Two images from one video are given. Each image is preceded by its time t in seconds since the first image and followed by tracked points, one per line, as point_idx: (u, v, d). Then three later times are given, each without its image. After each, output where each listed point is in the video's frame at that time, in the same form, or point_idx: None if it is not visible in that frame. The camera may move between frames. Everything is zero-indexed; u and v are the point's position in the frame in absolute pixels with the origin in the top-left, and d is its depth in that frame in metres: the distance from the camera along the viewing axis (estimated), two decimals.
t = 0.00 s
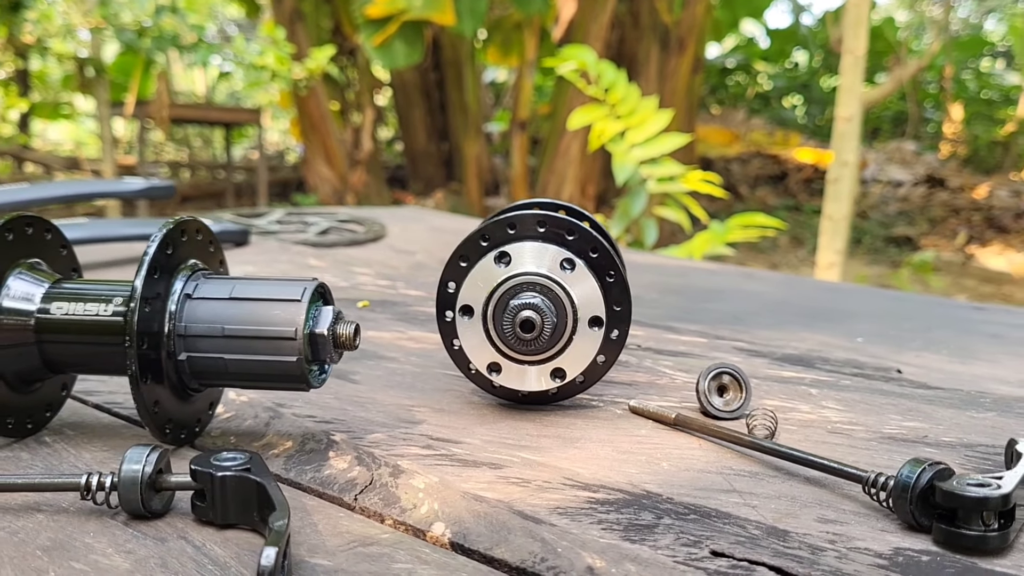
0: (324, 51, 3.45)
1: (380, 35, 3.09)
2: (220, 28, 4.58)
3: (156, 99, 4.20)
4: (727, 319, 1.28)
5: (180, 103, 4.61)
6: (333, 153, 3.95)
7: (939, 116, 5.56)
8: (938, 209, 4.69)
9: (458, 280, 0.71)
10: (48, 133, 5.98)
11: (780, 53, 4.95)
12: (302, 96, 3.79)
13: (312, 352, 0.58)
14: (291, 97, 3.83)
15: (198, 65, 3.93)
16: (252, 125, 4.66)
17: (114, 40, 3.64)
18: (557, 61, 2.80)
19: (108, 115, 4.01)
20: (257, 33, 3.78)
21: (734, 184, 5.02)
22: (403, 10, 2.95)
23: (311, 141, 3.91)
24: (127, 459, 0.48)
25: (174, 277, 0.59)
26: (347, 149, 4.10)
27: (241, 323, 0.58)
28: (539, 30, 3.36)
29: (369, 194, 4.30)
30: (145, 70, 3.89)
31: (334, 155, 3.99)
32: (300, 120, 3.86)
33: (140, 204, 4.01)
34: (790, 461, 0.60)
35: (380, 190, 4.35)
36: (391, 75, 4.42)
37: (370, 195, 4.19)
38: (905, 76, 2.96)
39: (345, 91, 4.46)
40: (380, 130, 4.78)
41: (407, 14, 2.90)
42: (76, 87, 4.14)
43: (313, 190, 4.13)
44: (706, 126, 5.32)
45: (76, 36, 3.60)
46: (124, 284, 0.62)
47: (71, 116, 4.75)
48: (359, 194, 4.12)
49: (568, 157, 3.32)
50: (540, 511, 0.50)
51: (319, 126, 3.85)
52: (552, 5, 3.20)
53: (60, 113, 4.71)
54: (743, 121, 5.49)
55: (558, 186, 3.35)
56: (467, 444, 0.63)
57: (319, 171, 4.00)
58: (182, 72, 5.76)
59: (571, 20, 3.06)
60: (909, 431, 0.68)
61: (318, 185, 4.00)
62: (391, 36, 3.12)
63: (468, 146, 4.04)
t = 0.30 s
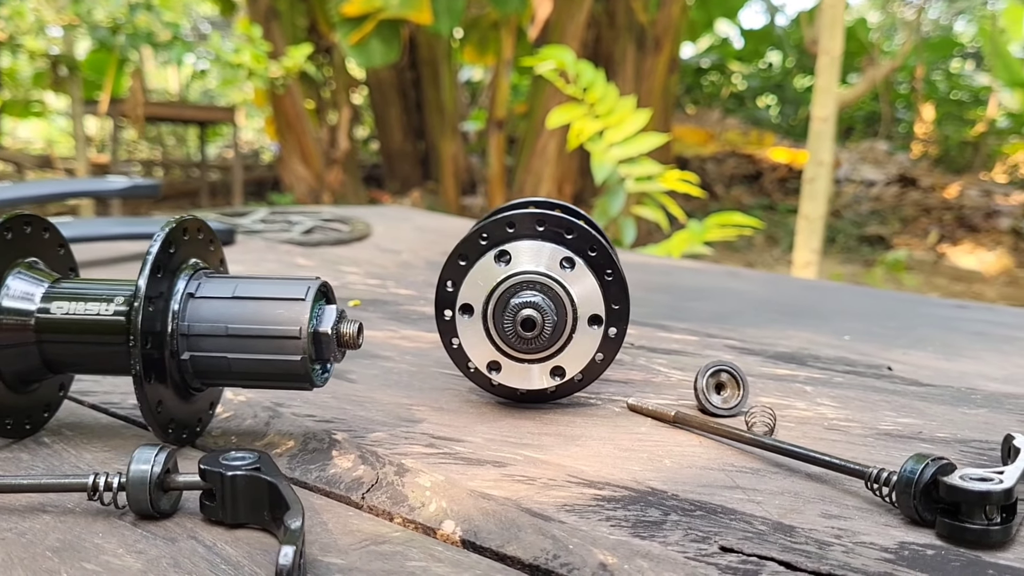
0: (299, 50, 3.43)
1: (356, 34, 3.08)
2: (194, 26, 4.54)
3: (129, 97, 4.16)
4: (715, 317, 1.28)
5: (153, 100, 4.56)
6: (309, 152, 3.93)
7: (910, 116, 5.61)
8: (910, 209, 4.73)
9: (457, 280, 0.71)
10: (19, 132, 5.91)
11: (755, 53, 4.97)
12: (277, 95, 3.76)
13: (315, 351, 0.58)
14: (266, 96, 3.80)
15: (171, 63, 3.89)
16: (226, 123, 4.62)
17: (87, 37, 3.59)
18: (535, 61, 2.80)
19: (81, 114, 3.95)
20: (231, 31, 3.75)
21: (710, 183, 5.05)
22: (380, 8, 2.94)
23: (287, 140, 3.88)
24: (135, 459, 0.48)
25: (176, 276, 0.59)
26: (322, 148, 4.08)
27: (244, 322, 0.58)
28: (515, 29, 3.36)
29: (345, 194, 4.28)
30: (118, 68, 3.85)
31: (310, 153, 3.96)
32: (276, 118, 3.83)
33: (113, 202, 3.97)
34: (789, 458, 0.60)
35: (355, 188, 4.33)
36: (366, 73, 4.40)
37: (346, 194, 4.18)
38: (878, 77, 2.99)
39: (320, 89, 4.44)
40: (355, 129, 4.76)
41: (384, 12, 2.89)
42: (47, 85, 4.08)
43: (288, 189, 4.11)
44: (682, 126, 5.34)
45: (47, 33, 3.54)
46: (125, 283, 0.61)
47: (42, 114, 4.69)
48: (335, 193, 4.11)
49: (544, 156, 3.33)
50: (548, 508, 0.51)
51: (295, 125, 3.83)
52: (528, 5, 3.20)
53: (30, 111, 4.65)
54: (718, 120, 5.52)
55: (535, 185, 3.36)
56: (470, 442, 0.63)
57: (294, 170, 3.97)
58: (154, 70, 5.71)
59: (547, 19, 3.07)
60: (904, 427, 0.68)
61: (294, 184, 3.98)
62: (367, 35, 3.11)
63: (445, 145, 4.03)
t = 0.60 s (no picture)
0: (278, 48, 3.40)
1: (333, 32, 3.06)
2: (168, 24, 4.49)
3: (103, 95, 4.11)
4: (703, 316, 1.29)
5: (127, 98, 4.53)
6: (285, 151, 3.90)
7: (883, 116, 5.65)
8: (883, 208, 4.77)
9: (455, 281, 0.71)
10: None
11: (730, 54, 5.00)
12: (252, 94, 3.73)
13: (318, 353, 0.58)
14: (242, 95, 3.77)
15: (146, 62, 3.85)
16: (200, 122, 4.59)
17: (59, 34, 3.54)
18: (512, 61, 2.80)
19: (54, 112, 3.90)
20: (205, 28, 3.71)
21: (686, 182, 5.07)
22: (357, 6, 2.93)
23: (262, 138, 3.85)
24: (143, 462, 0.47)
25: (178, 278, 0.58)
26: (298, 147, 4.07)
27: (246, 323, 0.57)
28: (491, 29, 3.36)
29: (322, 192, 4.30)
30: (91, 66, 3.80)
31: (285, 151, 3.93)
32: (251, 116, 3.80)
33: (87, 202, 3.93)
34: (789, 456, 0.61)
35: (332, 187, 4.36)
36: (343, 72, 4.37)
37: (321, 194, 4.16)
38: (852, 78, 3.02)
39: (296, 87, 4.42)
40: (330, 128, 4.74)
41: (361, 11, 2.88)
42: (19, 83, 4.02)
43: (263, 188, 4.09)
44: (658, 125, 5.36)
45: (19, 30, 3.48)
46: (124, 285, 0.61)
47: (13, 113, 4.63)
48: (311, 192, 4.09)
49: (522, 156, 3.33)
50: (555, 509, 0.51)
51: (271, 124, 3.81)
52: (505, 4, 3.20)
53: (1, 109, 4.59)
54: (694, 120, 5.55)
55: (513, 184, 3.37)
56: (471, 443, 0.63)
57: (270, 169, 3.93)
58: (127, 68, 5.66)
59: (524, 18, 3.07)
60: (900, 425, 0.69)
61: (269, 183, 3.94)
62: (344, 33, 3.09)
63: (422, 144, 4.02)
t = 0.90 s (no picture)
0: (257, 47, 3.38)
1: (309, 31, 3.04)
2: (141, 22, 4.45)
3: (77, 94, 4.07)
4: (691, 316, 1.30)
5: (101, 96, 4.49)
6: (260, 149, 3.91)
7: (856, 116, 5.70)
8: (856, 207, 4.81)
9: (453, 283, 0.71)
10: None
11: (705, 54, 5.02)
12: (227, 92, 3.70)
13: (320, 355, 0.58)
14: (216, 92, 3.74)
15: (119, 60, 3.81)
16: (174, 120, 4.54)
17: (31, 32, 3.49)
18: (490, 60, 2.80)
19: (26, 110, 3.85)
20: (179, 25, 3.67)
21: (662, 181, 5.10)
22: (334, 5, 2.92)
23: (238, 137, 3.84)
24: (147, 467, 0.47)
25: (178, 280, 0.58)
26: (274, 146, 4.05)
27: (248, 326, 0.57)
28: (469, 27, 3.37)
29: (298, 191, 4.28)
30: (64, 64, 3.76)
31: (260, 150, 3.93)
32: (227, 114, 3.79)
33: (59, 202, 3.90)
34: (789, 457, 0.61)
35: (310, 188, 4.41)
36: (319, 71, 4.36)
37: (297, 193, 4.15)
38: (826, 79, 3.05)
39: (271, 86, 4.39)
40: (306, 126, 4.72)
41: (337, 9, 2.87)
42: None
43: (238, 187, 4.07)
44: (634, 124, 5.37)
45: None
46: (123, 287, 0.61)
47: None
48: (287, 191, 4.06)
49: (499, 155, 3.33)
50: (561, 510, 0.51)
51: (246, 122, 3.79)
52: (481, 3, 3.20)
53: None
54: (669, 120, 5.58)
55: (490, 183, 3.37)
56: (472, 445, 0.63)
57: (246, 168, 3.95)
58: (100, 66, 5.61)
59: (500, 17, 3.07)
60: (895, 424, 0.70)
61: (245, 182, 3.96)
62: (320, 32, 3.08)
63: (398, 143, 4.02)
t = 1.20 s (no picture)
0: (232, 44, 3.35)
1: (285, 28, 3.03)
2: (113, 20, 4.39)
3: (48, 92, 4.00)
4: (680, 316, 1.30)
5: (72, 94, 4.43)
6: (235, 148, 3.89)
7: (830, 116, 5.75)
8: (830, 206, 4.84)
9: (452, 285, 0.71)
10: None
11: (681, 55, 5.02)
12: (201, 90, 3.67)
13: (323, 358, 0.58)
14: (189, 90, 3.70)
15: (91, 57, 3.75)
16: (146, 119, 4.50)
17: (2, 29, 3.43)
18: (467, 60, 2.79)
19: None
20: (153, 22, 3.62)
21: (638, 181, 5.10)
22: (310, 4, 2.91)
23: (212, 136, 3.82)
24: (156, 472, 0.46)
25: (179, 283, 0.57)
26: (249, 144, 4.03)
27: (252, 329, 0.57)
28: (446, 26, 3.36)
29: (274, 190, 4.25)
30: (35, 62, 3.70)
31: (235, 148, 3.91)
32: (201, 112, 3.76)
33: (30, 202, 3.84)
34: (790, 457, 0.61)
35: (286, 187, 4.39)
36: (294, 69, 4.32)
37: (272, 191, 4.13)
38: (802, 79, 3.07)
39: (245, 84, 4.34)
40: (281, 125, 4.68)
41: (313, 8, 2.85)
42: None
43: (212, 186, 4.06)
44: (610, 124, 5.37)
45: None
46: (123, 290, 0.60)
47: None
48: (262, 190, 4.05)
49: (476, 154, 3.32)
50: (570, 513, 0.51)
51: (221, 121, 3.77)
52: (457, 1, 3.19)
53: None
54: (645, 119, 5.59)
55: (467, 182, 3.36)
56: (475, 447, 0.63)
57: (220, 166, 3.94)
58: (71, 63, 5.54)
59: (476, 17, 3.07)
60: (892, 425, 0.70)
61: (219, 180, 3.95)
62: (296, 30, 3.06)
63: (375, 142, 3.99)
